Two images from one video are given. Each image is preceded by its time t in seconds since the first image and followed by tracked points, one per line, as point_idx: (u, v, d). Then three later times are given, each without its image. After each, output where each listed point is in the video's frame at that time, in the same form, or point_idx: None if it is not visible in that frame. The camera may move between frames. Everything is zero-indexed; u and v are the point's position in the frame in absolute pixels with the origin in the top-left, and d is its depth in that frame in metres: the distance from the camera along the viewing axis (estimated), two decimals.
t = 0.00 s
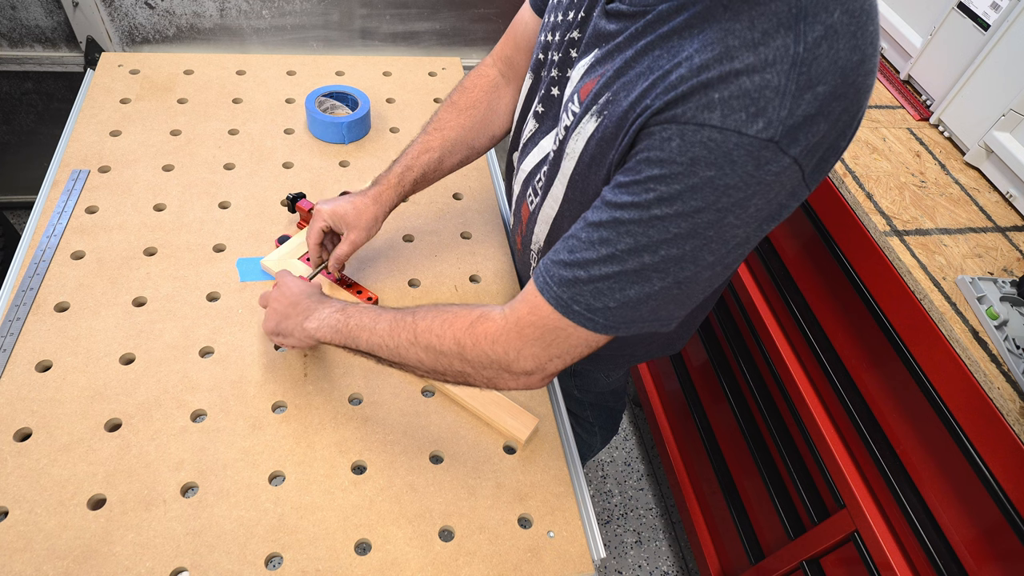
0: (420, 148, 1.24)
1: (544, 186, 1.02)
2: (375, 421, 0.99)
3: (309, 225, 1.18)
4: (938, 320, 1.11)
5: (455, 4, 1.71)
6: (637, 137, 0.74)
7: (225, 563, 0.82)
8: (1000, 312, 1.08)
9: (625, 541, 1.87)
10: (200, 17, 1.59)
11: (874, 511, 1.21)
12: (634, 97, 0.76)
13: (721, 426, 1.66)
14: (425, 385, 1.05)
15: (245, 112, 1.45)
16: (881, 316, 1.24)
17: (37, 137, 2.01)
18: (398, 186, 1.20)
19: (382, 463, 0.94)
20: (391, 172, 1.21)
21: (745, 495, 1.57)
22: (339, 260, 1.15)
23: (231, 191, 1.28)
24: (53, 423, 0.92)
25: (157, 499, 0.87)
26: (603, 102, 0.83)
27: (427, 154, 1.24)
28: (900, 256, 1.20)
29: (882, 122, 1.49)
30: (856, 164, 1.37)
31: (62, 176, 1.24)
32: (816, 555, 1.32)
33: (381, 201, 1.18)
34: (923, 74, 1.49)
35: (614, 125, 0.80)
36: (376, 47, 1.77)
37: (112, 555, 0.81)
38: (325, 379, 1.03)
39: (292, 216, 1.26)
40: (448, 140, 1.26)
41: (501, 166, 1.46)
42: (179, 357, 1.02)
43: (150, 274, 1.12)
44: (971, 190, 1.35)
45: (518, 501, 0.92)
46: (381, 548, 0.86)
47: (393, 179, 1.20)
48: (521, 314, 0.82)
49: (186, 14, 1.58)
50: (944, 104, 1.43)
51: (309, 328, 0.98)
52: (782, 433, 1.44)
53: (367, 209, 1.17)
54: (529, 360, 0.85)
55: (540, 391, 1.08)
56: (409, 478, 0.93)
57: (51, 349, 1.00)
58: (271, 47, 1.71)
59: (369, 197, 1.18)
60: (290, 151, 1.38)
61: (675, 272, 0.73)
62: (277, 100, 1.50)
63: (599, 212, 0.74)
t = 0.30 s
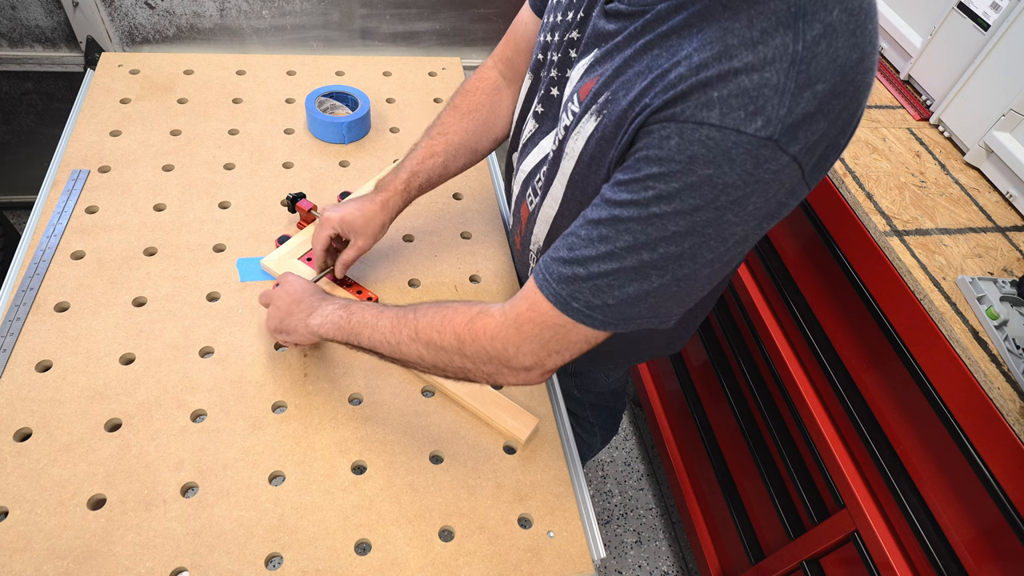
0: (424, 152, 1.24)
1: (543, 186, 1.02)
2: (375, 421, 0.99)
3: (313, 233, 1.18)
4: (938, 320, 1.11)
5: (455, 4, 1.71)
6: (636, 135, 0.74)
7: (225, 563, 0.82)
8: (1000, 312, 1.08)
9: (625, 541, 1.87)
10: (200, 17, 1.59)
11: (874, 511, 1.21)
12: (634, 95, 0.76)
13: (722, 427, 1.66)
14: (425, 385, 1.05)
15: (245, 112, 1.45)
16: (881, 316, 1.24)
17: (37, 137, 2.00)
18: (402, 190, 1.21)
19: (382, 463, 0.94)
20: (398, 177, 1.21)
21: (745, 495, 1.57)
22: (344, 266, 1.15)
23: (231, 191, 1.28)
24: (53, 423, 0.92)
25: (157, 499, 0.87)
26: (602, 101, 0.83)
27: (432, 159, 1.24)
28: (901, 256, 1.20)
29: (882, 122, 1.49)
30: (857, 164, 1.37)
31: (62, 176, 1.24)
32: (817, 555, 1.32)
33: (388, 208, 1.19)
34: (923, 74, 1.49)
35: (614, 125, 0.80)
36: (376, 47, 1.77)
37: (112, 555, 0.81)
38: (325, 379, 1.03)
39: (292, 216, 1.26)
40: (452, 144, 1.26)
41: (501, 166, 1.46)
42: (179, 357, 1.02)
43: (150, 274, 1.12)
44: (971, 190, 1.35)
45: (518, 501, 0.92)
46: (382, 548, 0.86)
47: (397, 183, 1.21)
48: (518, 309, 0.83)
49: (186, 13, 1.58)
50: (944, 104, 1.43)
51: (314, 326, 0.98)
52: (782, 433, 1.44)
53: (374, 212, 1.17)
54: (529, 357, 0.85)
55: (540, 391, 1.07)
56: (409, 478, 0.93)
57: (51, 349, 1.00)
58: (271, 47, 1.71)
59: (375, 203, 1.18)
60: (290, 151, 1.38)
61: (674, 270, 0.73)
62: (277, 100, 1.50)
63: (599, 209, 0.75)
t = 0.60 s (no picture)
0: (428, 152, 1.24)
1: (544, 184, 1.03)
2: (375, 421, 0.99)
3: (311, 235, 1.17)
4: (938, 320, 1.11)
5: (455, 4, 1.71)
6: (639, 136, 0.74)
7: (225, 563, 0.82)
8: (1000, 312, 1.08)
9: (625, 541, 1.87)
10: (200, 17, 1.59)
11: (874, 510, 1.21)
12: (635, 93, 0.76)
13: (723, 427, 1.66)
14: (425, 385, 1.05)
15: (245, 113, 1.45)
16: (881, 315, 1.24)
17: (37, 137, 2.00)
18: (404, 188, 1.20)
19: (383, 463, 0.94)
20: (401, 177, 1.20)
21: (745, 495, 1.57)
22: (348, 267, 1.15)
23: (231, 191, 1.28)
24: (53, 423, 0.92)
25: (157, 499, 0.87)
26: (602, 99, 0.83)
27: (435, 160, 1.24)
28: (901, 257, 1.20)
29: (882, 122, 1.49)
30: (857, 164, 1.37)
31: (62, 176, 1.24)
32: (817, 555, 1.32)
33: (392, 207, 1.18)
34: (923, 74, 1.49)
35: (614, 123, 0.80)
36: (376, 47, 1.77)
37: (112, 555, 0.81)
38: (325, 379, 1.03)
39: (292, 216, 1.26)
40: (455, 144, 1.25)
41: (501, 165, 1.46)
42: (179, 357, 1.02)
43: (150, 275, 1.12)
44: (971, 190, 1.35)
45: (518, 501, 0.92)
46: (382, 548, 0.86)
47: (397, 182, 1.20)
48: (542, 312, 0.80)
49: (186, 13, 1.58)
50: (944, 104, 1.43)
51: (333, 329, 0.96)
52: (782, 433, 1.44)
53: (376, 211, 1.16)
54: (554, 363, 0.82)
55: (540, 392, 1.07)
56: (409, 478, 0.93)
57: (51, 349, 1.00)
58: (271, 47, 1.71)
59: (376, 203, 1.17)
60: (290, 151, 1.38)
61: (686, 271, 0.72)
62: (277, 100, 1.50)
63: (606, 212, 0.73)
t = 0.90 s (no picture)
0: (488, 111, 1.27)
1: (541, 180, 1.01)
2: (375, 421, 0.99)
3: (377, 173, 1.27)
4: (938, 320, 1.11)
5: (455, 4, 1.71)
6: (653, 147, 0.73)
7: (225, 563, 0.82)
8: (1000, 312, 1.08)
9: (625, 541, 1.87)
10: (200, 17, 1.60)
11: (875, 511, 1.20)
12: (633, 95, 0.75)
13: (723, 427, 1.66)
14: (425, 385, 1.05)
15: (245, 112, 1.45)
16: (882, 317, 1.24)
17: (37, 137, 2.00)
18: (466, 142, 1.27)
19: (382, 463, 0.94)
20: (464, 132, 1.28)
21: (745, 495, 1.57)
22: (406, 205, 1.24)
23: (231, 191, 1.28)
24: (53, 423, 0.92)
25: (157, 499, 0.87)
26: (595, 99, 0.82)
27: (493, 119, 1.27)
28: (901, 257, 1.20)
29: (882, 122, 1.49)
30: (857, 164, 1.37)
31: (62, 176, 1.24)
32: (817, 555, 1.32)
33: (456, 159, 1.27)
34: (924, 74, 1.49)
35: (615, 126, 0.79)
36: (376, 47, 1.77)
37: (112, 555, 0.81)
38: (324, 379, 1.03)
39: (293, 216, 1.26)
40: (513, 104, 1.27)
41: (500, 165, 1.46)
42: (179, 357, 1.02)
43: (150, 274, 1.12)
44: (971, 190, 1.35)
45: (518, 501, 0.92)
46: (381, 548, 0.86)
47: (461, 135, 1.28)
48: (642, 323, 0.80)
49: (186, 14, 1.58)
50: (944, 104, 1.43)
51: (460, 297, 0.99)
52: (782, 433, 1.44)
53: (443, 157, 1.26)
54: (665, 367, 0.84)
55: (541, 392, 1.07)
56: (409, 478, 0.93)
57: (51, 349, 1.00)
58: (271, 47, 1.71)
59: (441, 151, 1.26)
60: (290, 151, 1.38)
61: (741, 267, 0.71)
62: (277, 100, 1.50)
63: (650, 233, 0.73)
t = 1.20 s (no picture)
0: (473, 105, 1.32)
1: (542, 155, 1.02)
2: (375, 420, 0.99)
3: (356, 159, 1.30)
4: (938, 320, 1.11)
5: (455, 4, 1.71)
6: (634, 92, 0.74)
7: (225, 563, 0.82)
8: (1000, 312, 1.08)
9: (625, 542, 1.87)
10: (200, 17, 1.60)
11: (875, 511, 1.20)
12: (626, 49, 0.75)
13: (722, 428, 1.66)
14: (425, 385, 1.05)
15: (245, 112, 1.45)
16: (881, 315, 1.24)
17: (37, 137, 2.00)
18: (452, 138, 1.30)
19: (382, 463, 0.94)
20: (448, 126, 1.30)
21: (745, 495, 1.57)
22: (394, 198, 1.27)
23: (231, 191, 1.28)
24: (53, 423, 0.92)
25: (157, 499, 0.87)
26: (592, 58, 0.82)
27: (479, 113, 1.31)
28: (901, 256, 1.20)
29: (882, 122, 1.49)
30: (857, 164, 1.38)
31: (62, 176, 1.24)
32: (817, 555, 1.32)
33: (437, 153, 1.28)
34: (924, 74, 1.50)
35: (605, 80, 0.78)
36: (376, 47, 1.77)
37: (112, 555, 0.81)
38: (325, 379, 1.03)
39: (293, 216, 1.26)
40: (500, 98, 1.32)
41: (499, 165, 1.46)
42: (179, 357, 1.02)
43: (150, 275, 1.12)
44: (971, 190, 1.35)
45: (518, 501, 0.92)
46: (381, 548, 0.86)
47: (448, 130, 1.30)
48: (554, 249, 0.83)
49: (186, 14, 1.58)
50: (944, 104, 1.43)
51: (381, 248, 1.03)
52: (783, 433, 1.44)
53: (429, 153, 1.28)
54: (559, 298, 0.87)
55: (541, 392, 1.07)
56: (409, 478, 0.93)
57: (51, 349, 1.00)
58: (271, 47, 1.71)
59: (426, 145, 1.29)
60: (290, 151, 1.38)
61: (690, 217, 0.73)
62: (277, 100, 1.50)
63: (608, 166, 0.74)
